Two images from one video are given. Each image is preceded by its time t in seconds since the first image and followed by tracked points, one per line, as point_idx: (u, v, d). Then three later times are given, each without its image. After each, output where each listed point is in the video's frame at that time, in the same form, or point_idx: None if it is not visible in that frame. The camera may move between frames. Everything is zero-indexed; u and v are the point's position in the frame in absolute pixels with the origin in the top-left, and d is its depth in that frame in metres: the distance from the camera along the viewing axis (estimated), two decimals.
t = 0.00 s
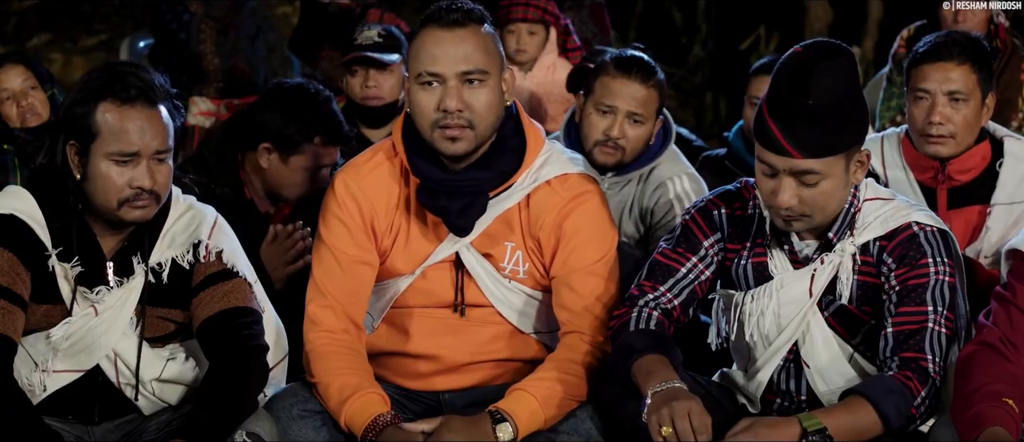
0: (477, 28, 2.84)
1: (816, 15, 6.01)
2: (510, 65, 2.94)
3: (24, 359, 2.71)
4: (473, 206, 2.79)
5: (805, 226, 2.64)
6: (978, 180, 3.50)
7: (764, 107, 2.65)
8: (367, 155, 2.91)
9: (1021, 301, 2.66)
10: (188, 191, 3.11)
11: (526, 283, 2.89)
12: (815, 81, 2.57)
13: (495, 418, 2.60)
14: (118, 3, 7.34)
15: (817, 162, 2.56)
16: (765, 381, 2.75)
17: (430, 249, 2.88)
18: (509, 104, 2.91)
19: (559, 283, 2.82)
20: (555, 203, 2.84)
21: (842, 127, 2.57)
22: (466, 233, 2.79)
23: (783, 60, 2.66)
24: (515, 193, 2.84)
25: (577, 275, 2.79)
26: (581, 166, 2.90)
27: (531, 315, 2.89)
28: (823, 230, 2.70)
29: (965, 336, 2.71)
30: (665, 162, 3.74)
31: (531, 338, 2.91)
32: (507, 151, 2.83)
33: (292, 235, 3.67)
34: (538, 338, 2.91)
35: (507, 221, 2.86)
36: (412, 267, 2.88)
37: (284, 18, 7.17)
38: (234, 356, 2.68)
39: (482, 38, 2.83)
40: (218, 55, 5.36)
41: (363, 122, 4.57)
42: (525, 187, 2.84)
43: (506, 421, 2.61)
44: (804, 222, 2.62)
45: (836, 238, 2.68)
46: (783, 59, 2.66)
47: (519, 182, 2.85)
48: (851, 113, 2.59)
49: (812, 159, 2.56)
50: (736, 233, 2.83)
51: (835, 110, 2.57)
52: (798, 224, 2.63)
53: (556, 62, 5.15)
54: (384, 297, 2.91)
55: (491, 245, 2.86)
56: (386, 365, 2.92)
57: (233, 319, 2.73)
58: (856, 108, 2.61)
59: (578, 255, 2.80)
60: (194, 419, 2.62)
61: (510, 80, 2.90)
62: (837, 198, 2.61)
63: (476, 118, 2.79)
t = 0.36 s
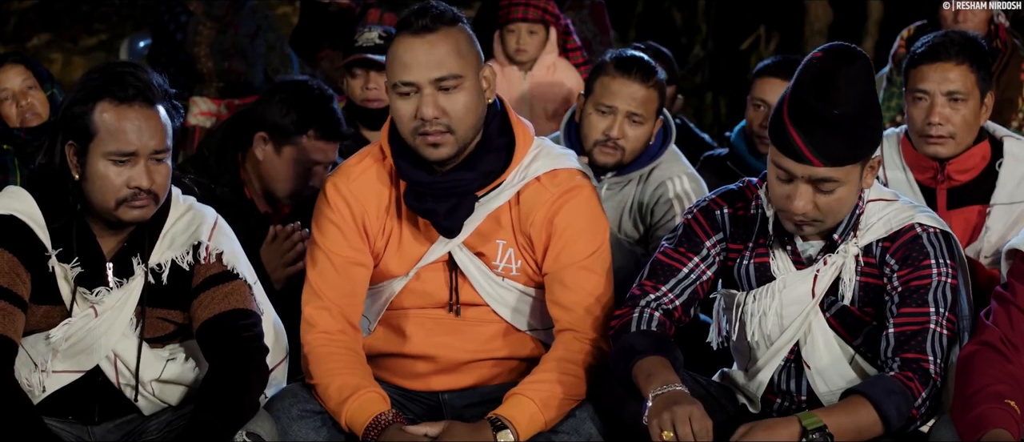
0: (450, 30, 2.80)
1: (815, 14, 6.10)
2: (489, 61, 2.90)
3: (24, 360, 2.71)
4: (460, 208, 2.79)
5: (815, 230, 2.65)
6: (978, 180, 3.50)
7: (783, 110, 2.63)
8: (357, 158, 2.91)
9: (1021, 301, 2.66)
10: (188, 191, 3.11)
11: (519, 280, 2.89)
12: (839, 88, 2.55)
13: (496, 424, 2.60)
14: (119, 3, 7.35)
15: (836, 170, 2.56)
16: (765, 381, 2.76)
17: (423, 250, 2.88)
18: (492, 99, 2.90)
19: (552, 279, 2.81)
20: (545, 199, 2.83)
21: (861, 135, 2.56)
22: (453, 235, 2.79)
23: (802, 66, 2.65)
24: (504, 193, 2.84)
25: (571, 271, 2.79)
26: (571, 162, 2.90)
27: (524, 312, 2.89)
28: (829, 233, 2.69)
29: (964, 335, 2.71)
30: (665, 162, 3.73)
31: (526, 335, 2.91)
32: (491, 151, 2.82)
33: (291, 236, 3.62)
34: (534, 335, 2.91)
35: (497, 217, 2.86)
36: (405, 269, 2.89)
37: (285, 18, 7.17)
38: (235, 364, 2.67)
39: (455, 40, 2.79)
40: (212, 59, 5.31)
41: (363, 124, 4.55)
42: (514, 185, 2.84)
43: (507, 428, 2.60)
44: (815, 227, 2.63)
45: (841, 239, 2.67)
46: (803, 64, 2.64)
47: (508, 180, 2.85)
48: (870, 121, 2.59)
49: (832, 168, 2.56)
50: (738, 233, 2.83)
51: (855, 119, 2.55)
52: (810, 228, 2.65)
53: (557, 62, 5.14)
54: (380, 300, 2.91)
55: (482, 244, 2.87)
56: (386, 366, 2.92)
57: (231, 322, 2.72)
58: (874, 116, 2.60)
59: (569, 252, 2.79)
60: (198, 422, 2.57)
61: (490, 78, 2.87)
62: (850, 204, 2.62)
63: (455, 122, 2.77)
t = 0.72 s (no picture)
0: (434, 33, 2.78)
1: (815, 14, 6.18)
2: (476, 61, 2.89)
3: (24, 360, 2.71)
4: (454, 208, 2.79)
5: (821, 231, 2.66)
6: (977, 181, 3.50)
7: (796, 109, 2.63)
8: (354, 159, 2.92)
9: (1021, 301, 2.66)
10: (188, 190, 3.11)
11: (517, 280, 2.89)
12: (854, 90, 2.56)
13: (497, 425, 2.60)
14: (119, 3, 7.36)
15: (849, 172, 2.57)
16: (766, 381, 2.76)
17: (419, 251, 2.87)
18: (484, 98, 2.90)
19: (552, 279, 2.80)
20: (542, 198, 2.83)
21: (874, 138, 2.57)
22: (448, 236, 2.78)
23: (815, 66, 2.65)
24: (501, 192, 2.84)
25: (569, 271, 2.78)
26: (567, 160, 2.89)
27: (523, 312, 2.89)
28: (832, 233, 2.70)
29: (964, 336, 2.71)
30: (665, 162, 3.75)
31: (526, 335, 2.91)
32: (484, 151, 2.82)
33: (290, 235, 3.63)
34: (533, 334, 2.91)
35: (493, 217, 2.87)
36: (403, 270, 2.88)
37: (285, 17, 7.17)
38: (236, 366, 2.66)
39: (440, 43, 2.77)
40: (210, 60, 5.31)
41: (363, 124, 4.56)
42: (510, 185, 2.84)
43: (507, 428, 2.60)
44: (821, 227, 2.64)
45: (844, 239, 2.68)
46: (816, 64, 2.64)
47: (505, 180, 2.85)
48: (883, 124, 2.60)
49: (844, 171, 2.56)
50: (740, 233, 2.83)
51: (867, 120, 2.56)
52: (817, 229, 2.66)
53: (557, 62, 5.14)
54: (378, 301, 2.91)
55: (479, 243, 2.87)
56: (385, 366, 2.91)
57: (231, 322, 2.72)
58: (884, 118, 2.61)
59: (566, 250, 2.79)
60: (200, 422, 2.59)
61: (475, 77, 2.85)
62: (857, 206, 2.63)
63: (444, 125, 2.76)
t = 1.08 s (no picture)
0: (425, 36, 2.78)
1: (815, 15, 6.14)
2: (471, 61, 2.89)
3: (23, 360, 2.71)
4: (452, 209, 2.79)
5: (826, 231, 2.65)
6: (977, 181, 3.50)
7: (803, 107, 2.64)
8: (354, 159, 2.92)
9: (1020, 301, 2.66)
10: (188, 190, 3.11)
11: (517, 280, 2.89)
12: (862, 88, 2.57)
13: (496, 425, 2.60)
14: (119, 3, 7.36)
15: (856, 172, 2.56)
16: (766, 382, 2.75)
17: (419, 252, 2.87)
18: (481, 98, 2.90)
19: (552, 279, 2.80)
20: (543, 199, 2.83)
21: (880, 138, 2.57)
22: (446, 236, 2.79)
23: (822, 66, 2.66)
24: (501, 193, 2.84)
25: (569, 271, 2.78)
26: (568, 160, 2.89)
27: (523, 312, 2.89)
28: (836, 233, 2.69)
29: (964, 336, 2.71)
30: (665, 162, 3.73)
31: (526, 335, 2.91)
32: (482, 151, 2.82)
33: (290, 237, 3.62)
34: (533, 335, 2.91)
35: (494, 217, 2.87)
36: (403, 271, 2.88)
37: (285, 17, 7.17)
38: (237, 366, 2.66)
39: (432, 45, 2.77)
40: (208, 56, 5.27)
41: (363, 125, 4.53)
42: (510, 185, 2.84)
43: (507, 428, 2.60)
44: (826, 228, 2.63)
45: (847, 239, 2.67)
46: (823, 64, 2.65)
47: (505, 180, 2.85)
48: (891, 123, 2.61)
49: (851, 170, 2.56)
50: (741, 233, 2.83)
51: (875, 119, 2.57)
52: (821, 229, 2.65)
53: (557, 62, 5.14)
54: (378, 301, 2.91)
55: (479, 244, 2.87)
56: (385, 367, 2.91)
57: (232, 322, 2.72)
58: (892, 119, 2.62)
59: (567, 250, 2.79)
60: (209, 417, 2.60)
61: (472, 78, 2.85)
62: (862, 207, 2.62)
63: (438, 126, 2.76)
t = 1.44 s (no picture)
0: (426, 39, 2.77)
1: (816, 14, 6.22)
2: (471, 64, 2.88)
3: (24, 360, 2.72)
4: (450, 212, 2.78)
5: (831, 230, 2.65)
6: (977, 181, 3.50)
7: (810, 105, 2.63)
8: (353, 160, 2.92)
9: (1021, 301, 2.65)
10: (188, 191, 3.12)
11: (516, 281, 2.89)
12: (869, 88, 2.57)
13: (496, 425, 2.61)
14: (118, 3, 7.36)
15: (862, 171, 2.56)
16: (767, 382, 2.76)
17: (418, 254, 2.87)
18: (479, 101, 2.88)
19: (551, 280, 2.80)
20: (541, 200, 2.83)
21: (885, 139, 2.57)
22: (444, 239, 2.78)
23: (828, 65, 2.65)
24: (499, 194, 2.84)
25: (569, 272, 2.78)
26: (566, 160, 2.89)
27: (523, 313, 2.89)
28: (839, 233, 2.69)
29: (965, 337, 2.71)
30: (665, 162, 3.74)
31: (525, 335, 2.91)
32: (480, 155, 2.82)
33: (288, 233, 3.65)
34: (533, 335, 2.91)
35: (493, 219, 2.87)
36: (402, 272, 2.88)
37: (285, 18, 7.17)
38: (239, 366, 2.67)
39: (433, 49, 2.77)
40: (208, 50, 5.21)
41: (364, 125, 4.52)
42: (509, 186, 2.84)
43: (507, 428, 2.61)
44: (831, 227, 2.64)
45: (849, 240, 2.67)
46: (830, 63, 2.64)
47: (503, 182, 2.85)
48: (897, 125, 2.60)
49: (857, 169, 2.56)
50: (744, 233, 2.83)
51: (881, 120, 2.57)
52: (826, 229, 2.66)
53: (557, 62, 5.14)
54: (378, 302, 2.91)
55: (478, 245, 2.86)
56: (385, 367, 2.92)
57: (233, 323, 2.73)
58: (898, 120, 2.61)
59: (565, 251, 2.79)
60: (214, 415, 2.61)
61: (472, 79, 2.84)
62: (867, 207, 2.62)
63: (437, 131, 2.76)
